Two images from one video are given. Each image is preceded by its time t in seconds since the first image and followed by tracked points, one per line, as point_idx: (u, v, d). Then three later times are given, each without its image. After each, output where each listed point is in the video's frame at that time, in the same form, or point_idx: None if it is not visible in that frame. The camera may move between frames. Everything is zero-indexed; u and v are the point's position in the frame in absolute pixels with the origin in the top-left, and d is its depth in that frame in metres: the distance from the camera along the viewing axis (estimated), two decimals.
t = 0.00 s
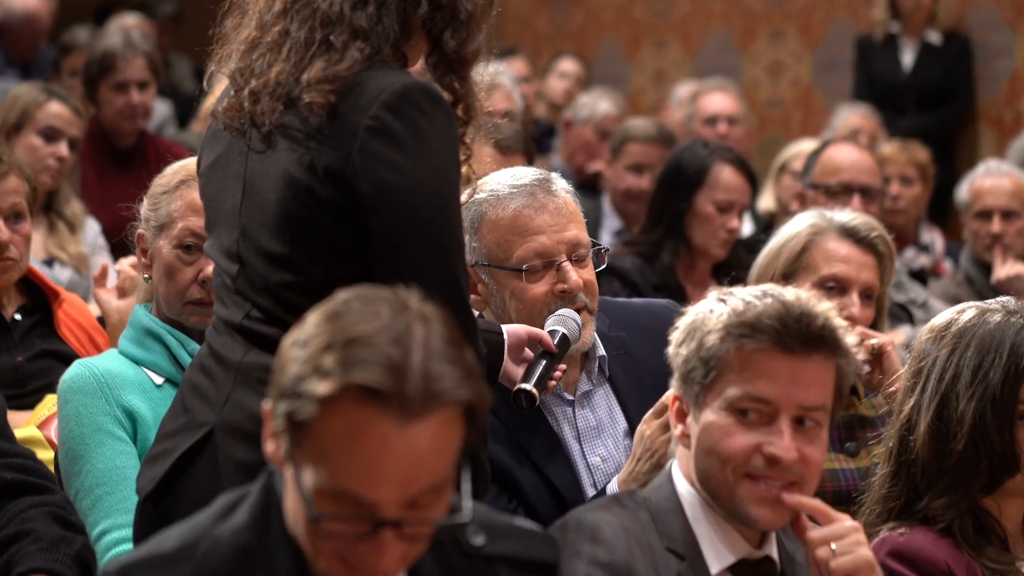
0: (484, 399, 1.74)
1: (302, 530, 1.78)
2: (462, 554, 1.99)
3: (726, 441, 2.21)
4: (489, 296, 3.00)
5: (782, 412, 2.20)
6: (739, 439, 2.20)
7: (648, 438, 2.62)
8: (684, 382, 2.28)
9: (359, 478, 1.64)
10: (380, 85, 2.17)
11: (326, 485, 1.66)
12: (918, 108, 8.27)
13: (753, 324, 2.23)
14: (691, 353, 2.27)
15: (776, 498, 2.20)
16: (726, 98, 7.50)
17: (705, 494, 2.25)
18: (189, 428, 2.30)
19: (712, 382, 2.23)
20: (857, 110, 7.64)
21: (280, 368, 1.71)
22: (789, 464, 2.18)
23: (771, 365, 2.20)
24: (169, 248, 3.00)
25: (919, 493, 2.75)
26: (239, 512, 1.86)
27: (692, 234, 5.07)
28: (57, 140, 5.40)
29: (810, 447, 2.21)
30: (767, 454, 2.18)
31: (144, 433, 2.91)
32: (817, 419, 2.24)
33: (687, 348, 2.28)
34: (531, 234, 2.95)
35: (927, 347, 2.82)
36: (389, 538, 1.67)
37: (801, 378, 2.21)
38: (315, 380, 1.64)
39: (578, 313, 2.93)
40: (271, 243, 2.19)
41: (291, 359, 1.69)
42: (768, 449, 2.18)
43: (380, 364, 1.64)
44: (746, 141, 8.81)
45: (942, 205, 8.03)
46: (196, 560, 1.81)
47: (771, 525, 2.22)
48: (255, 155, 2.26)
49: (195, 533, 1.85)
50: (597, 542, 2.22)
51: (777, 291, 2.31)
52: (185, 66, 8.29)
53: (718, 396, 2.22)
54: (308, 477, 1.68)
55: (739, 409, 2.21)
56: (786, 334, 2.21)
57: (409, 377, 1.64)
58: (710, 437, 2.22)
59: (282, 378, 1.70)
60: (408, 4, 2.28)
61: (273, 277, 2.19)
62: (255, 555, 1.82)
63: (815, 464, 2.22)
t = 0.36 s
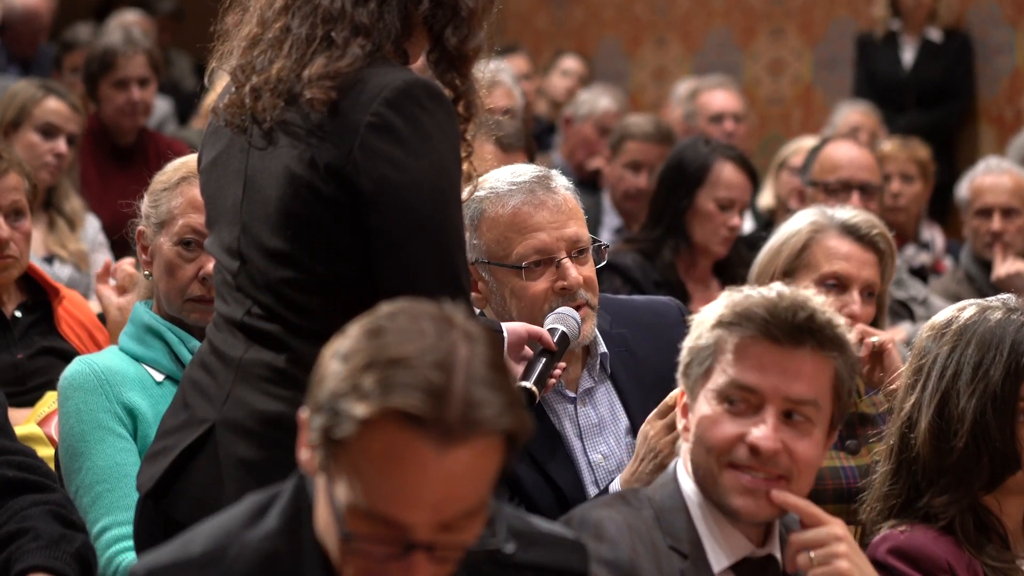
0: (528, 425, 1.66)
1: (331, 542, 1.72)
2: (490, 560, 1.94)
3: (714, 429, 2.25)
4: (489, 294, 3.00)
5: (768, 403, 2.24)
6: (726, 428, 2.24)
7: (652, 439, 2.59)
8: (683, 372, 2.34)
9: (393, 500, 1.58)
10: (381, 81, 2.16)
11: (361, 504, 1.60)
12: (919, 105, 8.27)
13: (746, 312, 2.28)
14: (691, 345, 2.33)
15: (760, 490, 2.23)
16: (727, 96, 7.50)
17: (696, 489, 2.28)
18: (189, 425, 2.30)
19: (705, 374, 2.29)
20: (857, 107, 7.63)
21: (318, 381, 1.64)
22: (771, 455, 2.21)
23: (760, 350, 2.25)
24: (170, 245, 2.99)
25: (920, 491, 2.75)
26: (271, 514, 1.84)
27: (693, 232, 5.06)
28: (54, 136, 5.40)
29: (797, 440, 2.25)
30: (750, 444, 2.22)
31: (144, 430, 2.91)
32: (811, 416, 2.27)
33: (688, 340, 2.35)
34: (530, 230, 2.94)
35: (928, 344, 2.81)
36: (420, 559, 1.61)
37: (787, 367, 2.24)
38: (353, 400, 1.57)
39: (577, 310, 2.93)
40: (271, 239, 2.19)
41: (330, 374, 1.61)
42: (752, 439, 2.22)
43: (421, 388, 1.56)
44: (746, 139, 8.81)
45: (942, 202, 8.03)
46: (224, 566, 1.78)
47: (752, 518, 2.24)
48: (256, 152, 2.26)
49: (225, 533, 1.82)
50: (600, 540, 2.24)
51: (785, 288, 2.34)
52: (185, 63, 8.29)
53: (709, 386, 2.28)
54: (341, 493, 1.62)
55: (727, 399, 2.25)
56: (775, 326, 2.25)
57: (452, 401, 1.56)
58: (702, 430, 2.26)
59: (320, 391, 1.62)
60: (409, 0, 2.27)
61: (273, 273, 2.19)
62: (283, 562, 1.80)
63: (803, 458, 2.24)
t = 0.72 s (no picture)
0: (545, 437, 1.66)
1: (342, 547, 1.71)
2: None
3: (703, 420, 2.27)
4: (488, 294, 3.00)
5: (756, 390, 2.27)
6: (715, 418, 2.27)
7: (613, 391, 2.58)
8: (674, 370, 2.38)
9: (407, 510, 1.57)
10: (380, 81, 2.17)
11: (376, 513, 1.59)
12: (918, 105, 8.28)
13: (728, 304, 2.33)
14: (681, 342, 2.37)
15: (752, 476, 2.24)
16: (727, 95, 7.50)
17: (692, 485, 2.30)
18: (188, 425, 2.30)
19: (693, 369, 2.33)
20: (857, 106, 7.64)
21: (335, 389, 1.63)
22: (760, 441, 2.23)
23: (746, 338, 2.28)
24: (169, 246, 3.00)
25: (919, 491, 2.75)
26: (284, 514, 1.85)
27: (692, 231, 5.06)
28: (51, 136, 5.40)
29: (786, 426, 2.27)
30: (739, 431, 2.24)
31: (144, 430, 2.90)
32: (801, 404, 2.29)
33: (680, 335, 2.39)
34: (528, 231, 2.94)
35: (927, 343, 2.81)
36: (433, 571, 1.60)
37: (773, 353, 2.28)
38: (370, 413, 1.56)
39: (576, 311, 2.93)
40: (270, 239, 2.19)
41: (347, 383, 1.61)
42: (740, 426, 2.24)
43: (438, 402, 1.55)
44: (745, 140, 8.80)
45: (942, 202, 8.03)
46: (237, 561, 1.80)
47: (743, 504, 2.25)
48: (255, 151, 2.26)
49: (238, 531, 1.83)
50: (596, 541, 2.24)
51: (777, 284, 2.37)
52: (184, 63, 8.29)
53: (698, 378, 2.31)
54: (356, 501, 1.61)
55: (715, 389, 2.29)
56: (759, 317, 2.30)
57: (469, 415, 1.56)
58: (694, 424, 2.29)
59: (337, 399, 1.62)
60: None
61: (273, 273, 2.19)
62: (298, 561, 1.81)
63: (792, 445, 2.25)
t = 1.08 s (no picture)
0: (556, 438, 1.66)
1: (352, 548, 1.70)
2: None
3: (717, 410, 2.28)
4: (489, 295, 3.00)
5: (770, 377, 2.29)
6: (729, 408, 2.27)
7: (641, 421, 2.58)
8: (679, 366, 2.39)
9: (419, 506, 1.57)
10: (381, 81, 2.16)
11: (387, 512, 1.59)
12: (918, 105, 8.28)
13: (739, 294, 2.35)
14: (687, 337, 2.39)
15: (767, 463, 2.24)
16: (727, 96, 7.50)
17: (704, 480, 2.29)
18: (189, 425, 2.30)
19: (703, 363, 2.34)
20: (857, 106, 7.64)
21: (346, 388, 1.63)
22: (777, 427, 2.24)
23: (756, 327, 2.31)
24: (169, 246, 3.00)
25: (919, 491, 2.75)
26: (298, 510, 1.85)
27: (692, 231, 5.06)
28: (51, 135, 5.39)
29: (798, 414, 2.29)
30: (755, 418, 2.25)
31: (144, 429, 2.90)
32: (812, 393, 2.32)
33: (685, 331, 2.40)
34: (531, 232, 2.94)
35: (927, 343, 2.82)
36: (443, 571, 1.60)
37: (786, 341, 2.30)
38: (381, 409, 1.56)
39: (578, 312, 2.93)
40: (270, 239, 2.19)
41: (358, 381, 1.61)
42: (757, 413, 2.25)
43: (449, 398, 1.56)
44: (745, 140, 8.80)
45: (942, 202, 8.03)
46: (247, 557, 1.81)
47: (759, 492, 2.24)
48: (255, 151, 2.26)
49: (249, 528, 1.84)
50: (595, 540, 2.24)
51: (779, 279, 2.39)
52: (184, 63, 8.29)
53: (709, 369, 2.33)
54: (368, 502, 1.61)
55: (728, 377, 2.30)
56: (771, 305, 2.32)
57: (479, 411, 1.56)
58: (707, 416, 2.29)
59: (346, 397, 1.62)
60: None
61: (273, 272, 2.19)
62: (308, 558, 1.82)
63: (805, 434, 2.27)
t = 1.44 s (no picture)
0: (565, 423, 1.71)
1: (361, 539, 1.74)
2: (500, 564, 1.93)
3: (730, 408, 2.28)
4: (491, 295, 2.99)
5: (786, 376, 2.29)
6: (743, 406, 2.27)
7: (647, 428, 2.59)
8: (690, 365, 2.39)
9: (438, 496, 1.61)
10: (380, 81, 2.16)
11: (403, 502, 1.63)
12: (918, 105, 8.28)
13: (757, 293, 2.36)
14: (698, 335, 2.39)
15: (780, 461, 2.24)
16: (727, 96, 7.50)
17: (713, 477, 2.29)
18: (189, 425, 2.30)
19: (715, 363, 2.34)
20: (857, 107, 7.64)
21: (353, 386, 1.66)
22: (792, 425, 2.24)
23: (773, 327, 2.31)
24: (169, 246, 3.00)
25: (918, 491, 2.75)
26: (287, 510, 1.87)
27: (692, 231, 5.06)
28: (51, 136, 5.39)
29: (813, 415, 2.28)
30: (770, 416, 2.25)
31: (144, 429, 2.90)
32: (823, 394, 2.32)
33: (697, 330, 2.40)
34: (531, 231, 2.94)
35: (927, 343, 2.81)
36: (461, 557, 1.65)
37: (802, 342, 2.31)
38: (398, 403, 1.59)
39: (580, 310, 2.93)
40: (270, 239, 2.19)
41: (368, 377, 1.63)
42: (773, 411, 2.25)
43: (469, 387, 1.60)
44: (744, 140, 8.80)
45: (942, 202, 8.02)
46: (245, 561, 1.83)
47: (772, 490, 2.25)
48: (255, 151, 2.26)
49: (244, 530, 1.85)
50: (597, 540, 2.23)
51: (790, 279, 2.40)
52: (183, 63, 8.29)
53: (723, 367, 2.33)
54: (384, 495, 1.65)
55: (744, 375, 2.30)
56: (791, 305, 2.32)
57: (496, 397, 1.61)
58: (722, 413, 2.28)
59: (356, 394, 1.64)
60: None
61: (273, 272, 2.19)
62: (301, 559, 1.83)
63: (818, 435, 2.27)
